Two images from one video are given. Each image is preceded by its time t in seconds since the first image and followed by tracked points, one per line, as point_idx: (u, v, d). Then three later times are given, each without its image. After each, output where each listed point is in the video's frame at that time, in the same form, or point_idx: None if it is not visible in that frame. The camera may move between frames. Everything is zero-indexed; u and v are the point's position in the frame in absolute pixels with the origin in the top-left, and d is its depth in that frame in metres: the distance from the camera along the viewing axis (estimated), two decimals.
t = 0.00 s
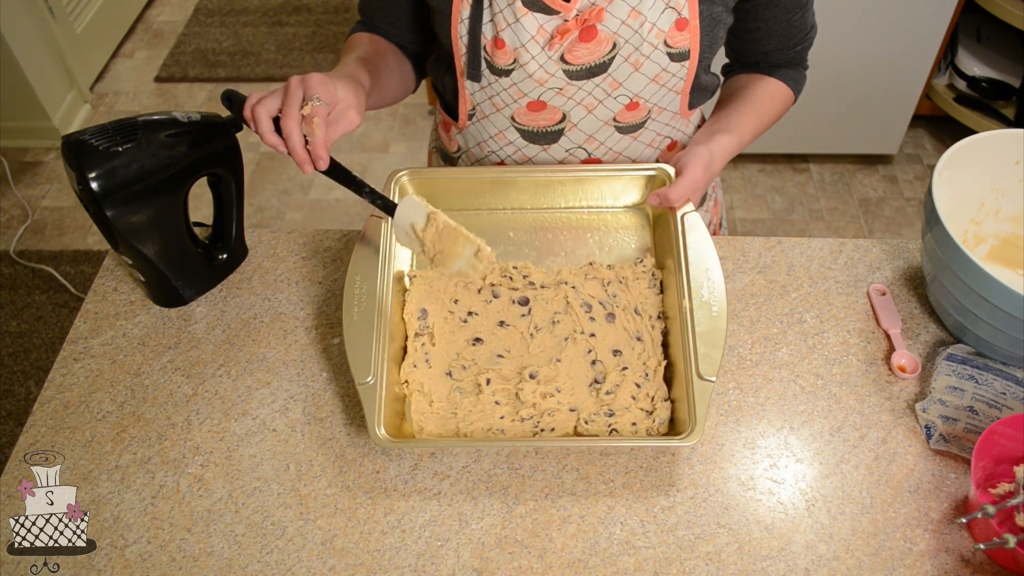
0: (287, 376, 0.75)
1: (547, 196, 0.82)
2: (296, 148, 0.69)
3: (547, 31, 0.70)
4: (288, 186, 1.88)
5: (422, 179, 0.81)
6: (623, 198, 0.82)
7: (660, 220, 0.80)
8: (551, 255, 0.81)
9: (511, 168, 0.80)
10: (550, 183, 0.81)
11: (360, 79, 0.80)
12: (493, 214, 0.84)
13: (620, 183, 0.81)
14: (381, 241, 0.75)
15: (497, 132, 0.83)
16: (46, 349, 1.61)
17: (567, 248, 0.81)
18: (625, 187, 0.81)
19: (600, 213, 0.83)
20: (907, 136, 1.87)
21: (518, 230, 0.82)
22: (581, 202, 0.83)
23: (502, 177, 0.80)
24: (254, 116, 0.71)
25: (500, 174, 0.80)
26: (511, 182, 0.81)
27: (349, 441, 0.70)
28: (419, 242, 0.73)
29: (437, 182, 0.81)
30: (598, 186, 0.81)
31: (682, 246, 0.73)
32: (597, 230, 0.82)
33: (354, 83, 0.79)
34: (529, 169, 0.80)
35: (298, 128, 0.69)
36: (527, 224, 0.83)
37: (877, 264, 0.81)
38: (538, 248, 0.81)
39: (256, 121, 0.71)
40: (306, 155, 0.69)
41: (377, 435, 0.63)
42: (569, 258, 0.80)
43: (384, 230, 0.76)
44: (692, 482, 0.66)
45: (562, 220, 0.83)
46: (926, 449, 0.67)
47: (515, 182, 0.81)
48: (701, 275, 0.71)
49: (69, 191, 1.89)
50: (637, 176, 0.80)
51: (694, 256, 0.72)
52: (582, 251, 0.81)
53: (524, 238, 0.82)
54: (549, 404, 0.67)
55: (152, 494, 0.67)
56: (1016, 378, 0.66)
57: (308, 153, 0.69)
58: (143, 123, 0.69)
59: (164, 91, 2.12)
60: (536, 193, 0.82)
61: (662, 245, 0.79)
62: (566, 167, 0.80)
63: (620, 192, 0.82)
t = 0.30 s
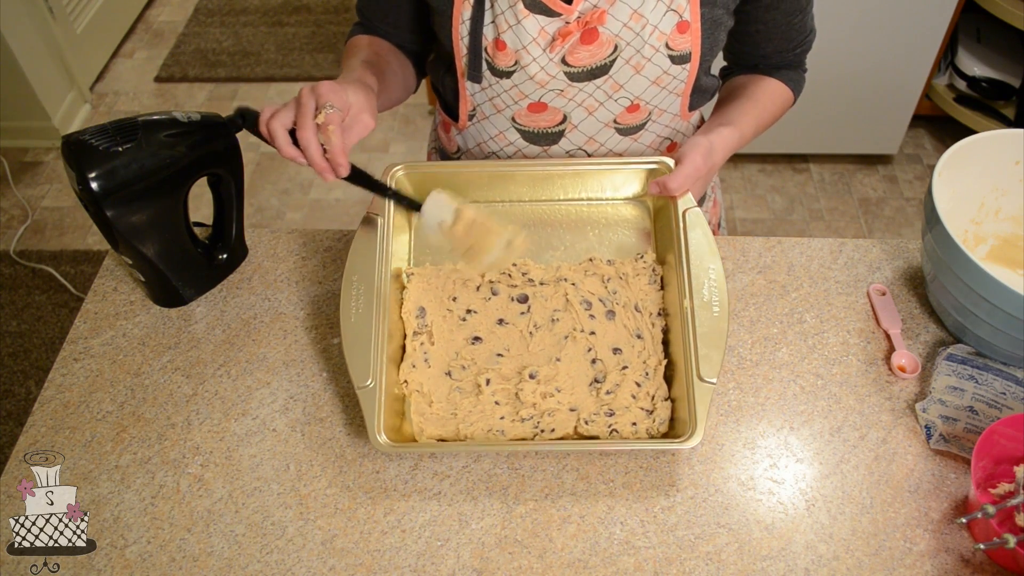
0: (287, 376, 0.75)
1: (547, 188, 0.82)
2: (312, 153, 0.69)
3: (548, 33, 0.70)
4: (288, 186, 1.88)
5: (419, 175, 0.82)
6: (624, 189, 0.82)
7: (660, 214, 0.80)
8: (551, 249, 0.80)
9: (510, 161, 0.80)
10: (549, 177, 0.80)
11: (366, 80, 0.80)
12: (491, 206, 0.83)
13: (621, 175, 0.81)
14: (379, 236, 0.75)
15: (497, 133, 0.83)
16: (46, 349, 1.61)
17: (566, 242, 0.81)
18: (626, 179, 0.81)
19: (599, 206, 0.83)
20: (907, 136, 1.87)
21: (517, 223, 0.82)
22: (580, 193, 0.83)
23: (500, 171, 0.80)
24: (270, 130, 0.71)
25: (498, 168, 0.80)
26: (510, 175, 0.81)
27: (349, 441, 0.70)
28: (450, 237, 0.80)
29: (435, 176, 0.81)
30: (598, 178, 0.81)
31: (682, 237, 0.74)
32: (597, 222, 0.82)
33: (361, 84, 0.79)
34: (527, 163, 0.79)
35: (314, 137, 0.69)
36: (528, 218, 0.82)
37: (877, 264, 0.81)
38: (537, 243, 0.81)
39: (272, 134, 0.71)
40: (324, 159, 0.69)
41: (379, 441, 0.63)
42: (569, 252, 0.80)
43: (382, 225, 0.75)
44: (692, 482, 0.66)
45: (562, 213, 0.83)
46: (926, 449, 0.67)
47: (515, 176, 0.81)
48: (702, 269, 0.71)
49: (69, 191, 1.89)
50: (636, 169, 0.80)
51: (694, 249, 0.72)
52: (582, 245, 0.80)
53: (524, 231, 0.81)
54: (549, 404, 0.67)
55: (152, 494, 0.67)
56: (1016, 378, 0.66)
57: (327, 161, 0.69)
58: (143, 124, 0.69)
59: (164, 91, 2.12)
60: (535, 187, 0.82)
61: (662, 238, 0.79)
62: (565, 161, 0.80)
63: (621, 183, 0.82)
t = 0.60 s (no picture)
0: (287, 376, 0.75)
1: (547, 184, 0.82)
2: (299, 113, 0.69)
3: (547, 35, 0.70)
4: (288, 186, 1.88)
5: (419, 172, 0.82)
6: (624, 184, 0.82)
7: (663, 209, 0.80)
8: (551, 246, 0.80)
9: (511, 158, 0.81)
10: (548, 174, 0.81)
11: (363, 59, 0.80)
12: (490, 203, 0.83)
13: (623, 171, 0.81)
14: (379, 233, 0.75)
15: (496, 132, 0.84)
16: (46, 349, 1.61)
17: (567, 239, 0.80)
18: (627, 175, 0.81)
19: (600, 201, 0.83)
20: (907, 136, 1.87)
21: (516, 219, 0.82)
22: (581, 187, 0.82)
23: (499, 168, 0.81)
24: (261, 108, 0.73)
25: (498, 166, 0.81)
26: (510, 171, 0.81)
27: (350, 441, 0.70)
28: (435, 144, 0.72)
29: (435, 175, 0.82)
30: (598, 174, 0.81)
31: (685, 238, 0.73)
32: (597, 219, 0.82)
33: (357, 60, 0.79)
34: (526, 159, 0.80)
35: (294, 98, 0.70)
36: (529, 214, 0.82)
37: (877, 264, 0.81)
38: (538, 240, 0.80)
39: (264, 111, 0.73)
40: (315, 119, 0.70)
41: (381, 444, 0.63)
42: (569, 249, 0.80)
43: (381, 223, 0.75)
44: (692, 483, 0.66)
45: (564, 208, 0.82)
46: (926, 449, 0.67)
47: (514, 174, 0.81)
48: (703, 272, 0.71)
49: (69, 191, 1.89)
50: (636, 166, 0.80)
51: (696, 251, 0.72)
52: (583, 241, 0.80)
53: (523, 228, 0.81)
54: (549, 404, 0.67)
55: (152, 494, 0.67)
56: (1016, 378, 0.66)
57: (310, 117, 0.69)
58: (143, 123, 0.69)
59: (164, 91, 2.12)
60: (535, 184, 0.82)
61: (664, 233, 0.79)
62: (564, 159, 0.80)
63: (623, 178, 0.82)
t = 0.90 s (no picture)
0: (287, 376, 0.75)
1: (544, 188, 0.82)
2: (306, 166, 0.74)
3: (547, 33, 0.70)
4: (288, 186, 1.88)
5: (417, 175, 0.81)
6: (621, 188, 0.82)
7: (660, 212, 0.80)
8: (549, 250, 0.80)
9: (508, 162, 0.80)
10: (547, 177, 0.81)
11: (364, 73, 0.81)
12: (488, 207, 0.83)
13: (619, 174, 0.81)
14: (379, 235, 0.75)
15: (496, 133, 0.83)
16: (46, 349, 1.61)
17: (564, 242, 0.80)
18: (623, 179, 0.81)
19: (597, 205, 0.83)
20: (907, 136, 1.87)
21: (514, 222, 0.82)
22: (578, 193, 0.82)
23: (498, 171, 0.81)
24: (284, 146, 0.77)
25: (496, 168, 0.80)
26: (508, 175, 0.81)
27: (349, 441, 0.70)
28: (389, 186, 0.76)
29: (433, 178, 0.81)
30: (595, 178, 0.81)
31: (681, 234, 0.74)
32: (595, 223, 0.82)
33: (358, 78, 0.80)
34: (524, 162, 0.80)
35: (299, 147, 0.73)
36: (526, 217, 0.82)
37: (877, 264, 0.81)
38: (537, 243, 0.80)
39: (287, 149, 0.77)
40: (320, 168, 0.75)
41: (381, 441, 0.63)
42: (567, 252, 0.80)
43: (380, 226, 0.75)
44: (692, 482, 0.66)
45: (561, 213, 0.82)
46: (926, 449, 0.67)
47: (512, 176, 0.81)
48: (699, 266, 0.71)
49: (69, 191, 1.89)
50: (634, 169, 0.80)
51: (693, 246, 0.73)
52: (581, 244, 0.80)
53: (522, 231, 0.81)
54: (549, 403, 0.67)
55: (152, 494, 0.67)
56: (1016, 378, 0.66)
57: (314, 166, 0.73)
58: (143, 124, 0.69)
59: (164, 91, 2.12)
60: (533, 188, 0.82)
61: (659, 235, 0.79)
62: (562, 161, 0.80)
63: (619, 182, 0.82)
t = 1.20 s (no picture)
0: (287, 376, 0.75)
1: (544, 188, 0.82)
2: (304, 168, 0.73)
3: (546, 32, 0.70)
4: (288, 186, 1.88)
5: (417, 175, 0.81)
6: (621, 188, 0.82)
7: (660, 212, 0.80)
8: (549, 251, 0.80)
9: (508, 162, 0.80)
10: (547, 177, 0.81)
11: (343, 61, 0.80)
12: (489, 207, 0.83)
13: (619, 174, 0.81)
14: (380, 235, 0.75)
15: (495, 133, 0.83)
16: (46, 349, 1.61)
17: (565, 242, 0.80)
18: (623, 178, 0.81)
19: (597, 206, 0.83)
20: (907, 136, 1.87)
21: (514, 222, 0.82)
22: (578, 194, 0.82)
23: (498, 171, 0.81)
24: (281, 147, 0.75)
25: (496, 168, 0.80)
26: (508, 175, 0.81)
27: (349, 441, 0.70)
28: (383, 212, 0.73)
29: (433, 177, 0.81)
30: (595, 178, 0.81)
31: (681, 236, 0.73)
32: (595, 223, 0.82)
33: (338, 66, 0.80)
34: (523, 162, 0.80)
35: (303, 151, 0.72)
36: (527, 217, 0.82)
37: (877, 264, 0.81)
38: (537, 243, 0.80)
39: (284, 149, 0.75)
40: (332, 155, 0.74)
41: (381, 441, 0.63)
42: (567, 252, 0.80)
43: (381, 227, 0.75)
44: (692, 482, 0.66)
45: (561, 213, 0.82)
46: (926, 449, 0.67)
47: (513, 176, 0.81)
48: (700, 267, 0.71)
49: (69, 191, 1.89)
50: (634, 169, 0.80)
51: (693, 247, 0.73)
52: (581, 244, 0.80)
53: (522, 231, 0.81)
54: (549, 403, 0.67)
55: (152, 494, 0.67)
56: (1016, 378, 0.66)
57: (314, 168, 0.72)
58: (143, 123, 0.69)
59: (164, 91, 2.12)
60: (533, 187, 0.82)
61: (659, 235, 0.79)
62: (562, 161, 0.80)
63: (619, 182, 0.82)
